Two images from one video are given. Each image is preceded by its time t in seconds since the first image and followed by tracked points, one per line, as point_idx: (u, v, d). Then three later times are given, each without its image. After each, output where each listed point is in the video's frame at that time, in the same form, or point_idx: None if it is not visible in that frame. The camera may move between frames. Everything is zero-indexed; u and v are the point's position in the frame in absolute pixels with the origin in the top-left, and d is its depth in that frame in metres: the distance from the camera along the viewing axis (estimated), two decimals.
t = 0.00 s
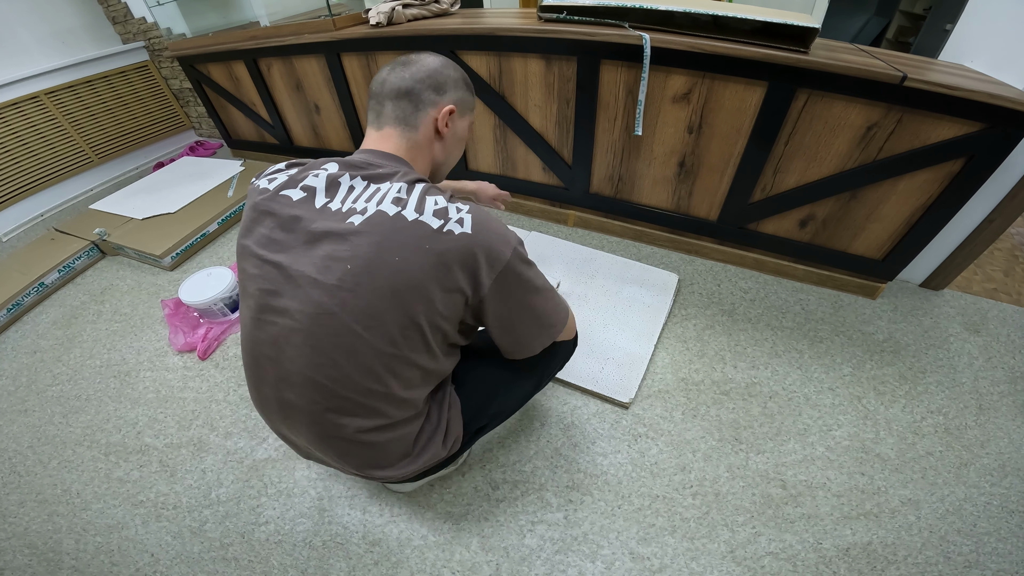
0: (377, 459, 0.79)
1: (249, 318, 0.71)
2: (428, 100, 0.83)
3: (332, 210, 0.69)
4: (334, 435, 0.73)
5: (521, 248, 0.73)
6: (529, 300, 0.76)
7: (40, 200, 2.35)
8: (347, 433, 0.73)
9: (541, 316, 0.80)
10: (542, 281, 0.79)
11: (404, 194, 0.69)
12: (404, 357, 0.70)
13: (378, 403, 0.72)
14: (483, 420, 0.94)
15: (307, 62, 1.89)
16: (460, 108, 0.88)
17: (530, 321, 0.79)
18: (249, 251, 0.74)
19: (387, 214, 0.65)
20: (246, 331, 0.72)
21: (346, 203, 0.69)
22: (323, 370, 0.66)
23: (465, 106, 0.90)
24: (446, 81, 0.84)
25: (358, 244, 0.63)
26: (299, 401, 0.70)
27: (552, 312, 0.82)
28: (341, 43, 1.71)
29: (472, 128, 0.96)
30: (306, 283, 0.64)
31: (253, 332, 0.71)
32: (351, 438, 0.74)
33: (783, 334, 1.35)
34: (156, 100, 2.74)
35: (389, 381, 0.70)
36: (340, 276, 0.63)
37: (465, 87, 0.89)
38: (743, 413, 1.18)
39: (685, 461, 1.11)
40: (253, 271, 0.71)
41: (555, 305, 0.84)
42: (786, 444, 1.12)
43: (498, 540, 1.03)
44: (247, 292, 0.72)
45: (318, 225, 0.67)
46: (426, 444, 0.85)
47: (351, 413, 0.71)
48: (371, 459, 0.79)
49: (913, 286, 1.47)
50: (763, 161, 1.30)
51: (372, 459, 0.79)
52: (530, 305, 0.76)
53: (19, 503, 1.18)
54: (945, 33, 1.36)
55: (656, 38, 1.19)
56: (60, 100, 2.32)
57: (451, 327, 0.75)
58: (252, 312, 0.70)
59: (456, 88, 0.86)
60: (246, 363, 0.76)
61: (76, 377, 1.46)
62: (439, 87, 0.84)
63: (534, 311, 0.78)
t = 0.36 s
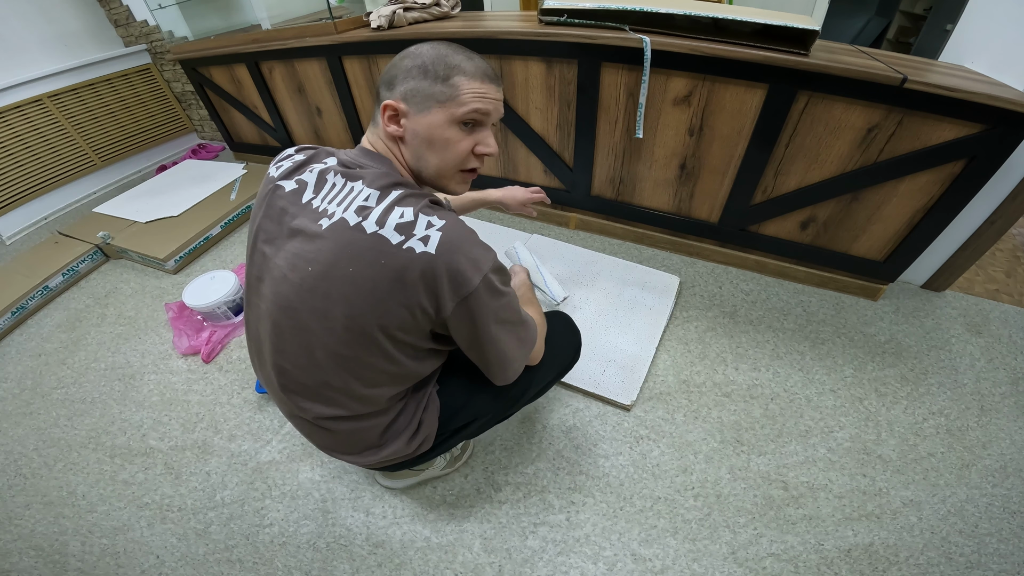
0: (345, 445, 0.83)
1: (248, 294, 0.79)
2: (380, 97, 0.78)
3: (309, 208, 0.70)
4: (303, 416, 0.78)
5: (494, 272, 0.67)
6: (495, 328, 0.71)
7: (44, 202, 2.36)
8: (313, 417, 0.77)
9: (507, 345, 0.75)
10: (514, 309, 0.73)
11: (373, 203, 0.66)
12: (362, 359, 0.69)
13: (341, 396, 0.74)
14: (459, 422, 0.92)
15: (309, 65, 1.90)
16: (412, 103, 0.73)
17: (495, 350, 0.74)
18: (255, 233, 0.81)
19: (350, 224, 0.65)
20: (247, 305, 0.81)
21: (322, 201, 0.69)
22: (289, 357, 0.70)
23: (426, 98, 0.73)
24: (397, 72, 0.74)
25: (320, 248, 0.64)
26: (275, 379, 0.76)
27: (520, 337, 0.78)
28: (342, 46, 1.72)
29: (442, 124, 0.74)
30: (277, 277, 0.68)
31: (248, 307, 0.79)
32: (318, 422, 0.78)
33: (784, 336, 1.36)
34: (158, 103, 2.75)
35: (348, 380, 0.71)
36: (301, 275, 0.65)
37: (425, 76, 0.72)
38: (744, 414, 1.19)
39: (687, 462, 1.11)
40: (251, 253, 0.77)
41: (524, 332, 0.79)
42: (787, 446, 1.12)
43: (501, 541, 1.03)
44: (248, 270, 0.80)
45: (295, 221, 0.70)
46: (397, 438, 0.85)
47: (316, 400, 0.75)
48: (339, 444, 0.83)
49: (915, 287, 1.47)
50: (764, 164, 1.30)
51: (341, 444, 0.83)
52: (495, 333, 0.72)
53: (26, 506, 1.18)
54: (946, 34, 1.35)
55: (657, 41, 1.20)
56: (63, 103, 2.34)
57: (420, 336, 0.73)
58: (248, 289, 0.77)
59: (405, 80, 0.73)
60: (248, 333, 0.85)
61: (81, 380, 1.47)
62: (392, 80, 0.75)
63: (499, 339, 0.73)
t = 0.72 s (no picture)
0: (326, 435, 0.92)
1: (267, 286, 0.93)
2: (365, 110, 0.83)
3: (308, 214, 0.80)
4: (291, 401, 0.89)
5: (461, 293, 0.68)
6: (456, 353, 0.71)
7: (51, 208, 2.38)
8: (298, 403, 0.87)
9: (474, 374, 0.74)
10: (484, 340, 0.72)
11: (352, 214, 0.73)
12: (334, 359, 0.76)
13: (319, 389, 0.82)
14: (437, 442, 0.93)
15: (312, 70, 1.91)
16: (382, 108, 0.77)
17: (457, 374, 0.74)
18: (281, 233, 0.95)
19: (329, 231, 0.73)
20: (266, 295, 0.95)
21: (316, 210, 0.79)
22: (279, 346, 0.81)
23: (393, 103, 0.75)
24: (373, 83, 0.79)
25: (304, 250, 0.74)
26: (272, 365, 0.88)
27: (493, 370, 0.76)
28: (346, 51, 1.73)
29: (408, 125, 0.75)
30: (275, 274, 0.80)
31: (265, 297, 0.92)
32: (303, 408, 0.88)
33: (790, 338, 1.37)
34: (163, 108, 2.76)
35: (321, 376, 0.78)
36: (288, 274, 0.75)
37: (392, 81, 0.75)
38: (750, 417, 1.19)
39: (694, 465, 1.12)
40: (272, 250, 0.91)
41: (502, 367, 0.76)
42: (794, 447, 1.13)
43: (511, 544, 1.04)
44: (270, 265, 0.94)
45: (294, 226, 0.81)
46: (378, 440, 0.91)
47: (301, 389, 0.85)
48: (321, 434, 0.91)
49: (919, 288, 1.48)
50: (768, 167, 1.31)
51: (322, 434, 0.92)
52: (457, 358, 0.72)
53: (39, 511, 1.19)
54: (948, 35, 1.36)
55: (661, 46, 1.21)
56: (68, 108, 2.35)
57: (393, 346, 0.77)
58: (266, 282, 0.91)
59: (377, 90, 0.78)
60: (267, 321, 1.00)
61: (91, 387, 1.48)
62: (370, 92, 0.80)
63: (462, 364, 0.73)
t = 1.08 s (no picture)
0: (317, 435, 0.95)
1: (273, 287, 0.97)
2: (422, 125, 0.77)
3: (310, 219, 0.83)
4: (287, 398, 0.92)
5: (449, 308, 0.68)
6: (440, 369, 0.69)
7: (56, 215, 2.40)
8: (294, 400, 0.91)
9: (459, 395, 0.72)
10: (472, 361, 0.70)
11: (351, 221, 0.75)
12: (327, 362, 0.79)
13: (312, 389, 0.86)
14: (414, 457, 0.94)
15: (315, 77, 1.92)
16: (462, 135, 0.77)
17: (441, 390, 0.72)
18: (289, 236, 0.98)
19: (327, 238, 0.75)
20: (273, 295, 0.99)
21: (317, 216, 0.81)
22: (278, 345, 0.85)
23: (473, 133, 0.78)
24: (445, 103, 0.76)
25: (303, 255, 0.77)
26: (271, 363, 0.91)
27: (478, 396, 0.73)
28: (349, 58, 1.73)
29: (485, 157, 0.82)
30: (277, 275, 0.83)
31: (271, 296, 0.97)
32: (298, 406, 0.92)
33: (795, 342, 1.36)
34: (166, 114, 2.77)
35: (315, 377, 0.81)
36: (287, 276, 0.79)
37: (475, 111, 0.76)
38: (757, 421, 1.19)
39: (700, 469, 1.12)
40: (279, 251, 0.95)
41: (488, 397, 0.73)
42: (801, 451, 1.13)
43: (517, 550, 1.04)
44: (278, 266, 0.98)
45: (296, 230, 0.84)
46: (370, 442, 0.94)
47: (296, 388, 0.88)
48: (315, 433, 0.95)
49: (924, 291, 1.47)
50: (772, 171, 1.31)
51: (314, 433, 0.95)
52: (441, 375, 0.70)
53: (46, 517, 1.20)
54: (948, 37, 1.36)
55: (662, 50, 1.21)
56: (72, 115, 2.36)
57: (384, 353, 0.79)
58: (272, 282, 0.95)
59: (455, 113, 0.76)
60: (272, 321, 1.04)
61: (97, 394, 1.48)
62: (436, 110, 0.76)
63: (449, 385, 0.71)
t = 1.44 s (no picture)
0: (311, 443, 0.94)
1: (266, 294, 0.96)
2: (432, 135, 0.78)
3: (305, 227, 0.82)
4: (281, 406, 0.92)
5: (445, 315, 0.68)
6: (438, 379, 0.68)
7: (56, 221, 2.40)
8: (288, 408, 0.90)
9: (458, 406, 0.70)
10: (470, 370, 0.69)
11: (348, 229, 0.75)
12: (323, 369, 0.78)
13: (307, 397, 0.85)
14: (404, 468, 0.92)
15: (314, 83, 1.92)
16: (469, 144, 0.80)
17: (438, 401, 0.70)
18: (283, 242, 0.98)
19: (323, 245, 0.75)
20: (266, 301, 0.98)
21: (313, 224, 0.81)
22: (271, 352, 0.84)
23: (477, 142, 0.82)
24: (453, 114, 0.78)
25: (298, 262, 0.76)
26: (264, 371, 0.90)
27: (476, 408, 0.71)
28: (347, 64, 1.74)
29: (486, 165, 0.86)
30: (272, 282, 0.82)
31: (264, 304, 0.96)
32: (291, 414, 0.91)
33: (794, 350, 1.36)
34: (167, 120, 2.79)
35: (310, 384, 0.81)
36: (283, 284, 0.78)
37: (479, 121, 0.80)
38: (755, 430, 1.18)
39: (698, 478, 1.11)
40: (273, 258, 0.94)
41: (487, 410, 0.71)
42: (799, 460, 1.12)
43: (512, 559, 1.03)
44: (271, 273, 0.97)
45: (291, 238, 0.83)
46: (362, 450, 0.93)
47: (290, 395, 0.88)
48: (308, 441, 0.94)
49: (924, 299, 1.46)
50: (770, 178, 1.31)
51: (308, 441, 0.94)
52: (439, 385, 0.68)
53: (40, 522, 1.19)
54: (946, 43, 1.36)
55: (660, 57, 1.21)
56: (73, 120, 2.37)
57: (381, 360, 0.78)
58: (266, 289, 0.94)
59: (464, 124, 0.78)
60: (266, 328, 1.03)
61: (93, 399, 1.48)
62: (445, 120, 0.78)
63: (447, 397, 0.69)
